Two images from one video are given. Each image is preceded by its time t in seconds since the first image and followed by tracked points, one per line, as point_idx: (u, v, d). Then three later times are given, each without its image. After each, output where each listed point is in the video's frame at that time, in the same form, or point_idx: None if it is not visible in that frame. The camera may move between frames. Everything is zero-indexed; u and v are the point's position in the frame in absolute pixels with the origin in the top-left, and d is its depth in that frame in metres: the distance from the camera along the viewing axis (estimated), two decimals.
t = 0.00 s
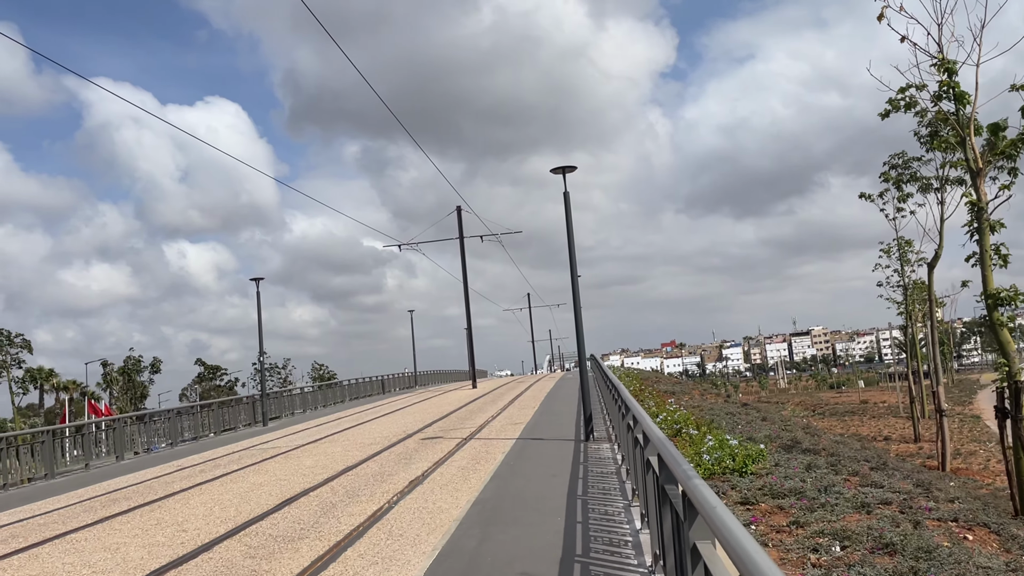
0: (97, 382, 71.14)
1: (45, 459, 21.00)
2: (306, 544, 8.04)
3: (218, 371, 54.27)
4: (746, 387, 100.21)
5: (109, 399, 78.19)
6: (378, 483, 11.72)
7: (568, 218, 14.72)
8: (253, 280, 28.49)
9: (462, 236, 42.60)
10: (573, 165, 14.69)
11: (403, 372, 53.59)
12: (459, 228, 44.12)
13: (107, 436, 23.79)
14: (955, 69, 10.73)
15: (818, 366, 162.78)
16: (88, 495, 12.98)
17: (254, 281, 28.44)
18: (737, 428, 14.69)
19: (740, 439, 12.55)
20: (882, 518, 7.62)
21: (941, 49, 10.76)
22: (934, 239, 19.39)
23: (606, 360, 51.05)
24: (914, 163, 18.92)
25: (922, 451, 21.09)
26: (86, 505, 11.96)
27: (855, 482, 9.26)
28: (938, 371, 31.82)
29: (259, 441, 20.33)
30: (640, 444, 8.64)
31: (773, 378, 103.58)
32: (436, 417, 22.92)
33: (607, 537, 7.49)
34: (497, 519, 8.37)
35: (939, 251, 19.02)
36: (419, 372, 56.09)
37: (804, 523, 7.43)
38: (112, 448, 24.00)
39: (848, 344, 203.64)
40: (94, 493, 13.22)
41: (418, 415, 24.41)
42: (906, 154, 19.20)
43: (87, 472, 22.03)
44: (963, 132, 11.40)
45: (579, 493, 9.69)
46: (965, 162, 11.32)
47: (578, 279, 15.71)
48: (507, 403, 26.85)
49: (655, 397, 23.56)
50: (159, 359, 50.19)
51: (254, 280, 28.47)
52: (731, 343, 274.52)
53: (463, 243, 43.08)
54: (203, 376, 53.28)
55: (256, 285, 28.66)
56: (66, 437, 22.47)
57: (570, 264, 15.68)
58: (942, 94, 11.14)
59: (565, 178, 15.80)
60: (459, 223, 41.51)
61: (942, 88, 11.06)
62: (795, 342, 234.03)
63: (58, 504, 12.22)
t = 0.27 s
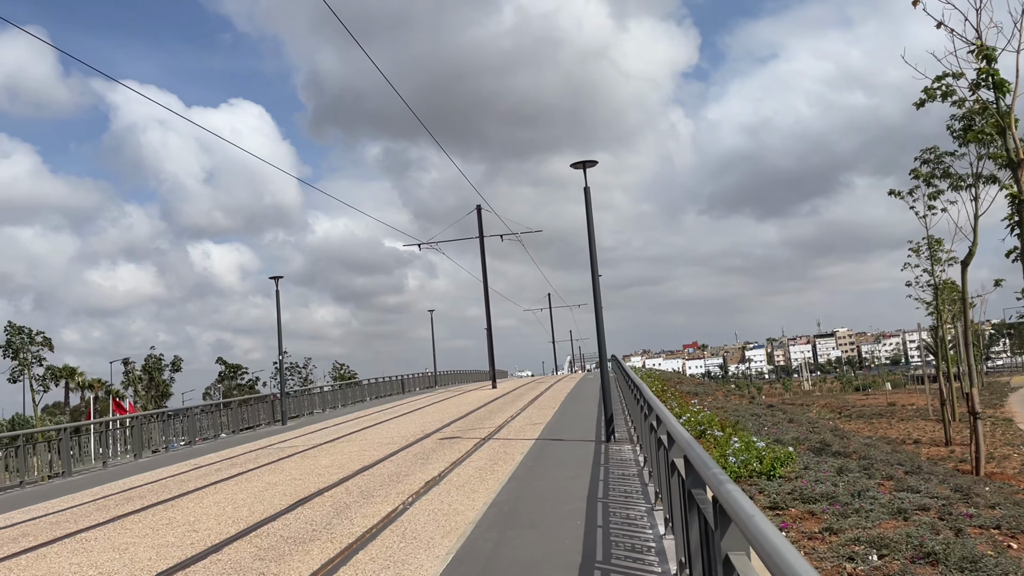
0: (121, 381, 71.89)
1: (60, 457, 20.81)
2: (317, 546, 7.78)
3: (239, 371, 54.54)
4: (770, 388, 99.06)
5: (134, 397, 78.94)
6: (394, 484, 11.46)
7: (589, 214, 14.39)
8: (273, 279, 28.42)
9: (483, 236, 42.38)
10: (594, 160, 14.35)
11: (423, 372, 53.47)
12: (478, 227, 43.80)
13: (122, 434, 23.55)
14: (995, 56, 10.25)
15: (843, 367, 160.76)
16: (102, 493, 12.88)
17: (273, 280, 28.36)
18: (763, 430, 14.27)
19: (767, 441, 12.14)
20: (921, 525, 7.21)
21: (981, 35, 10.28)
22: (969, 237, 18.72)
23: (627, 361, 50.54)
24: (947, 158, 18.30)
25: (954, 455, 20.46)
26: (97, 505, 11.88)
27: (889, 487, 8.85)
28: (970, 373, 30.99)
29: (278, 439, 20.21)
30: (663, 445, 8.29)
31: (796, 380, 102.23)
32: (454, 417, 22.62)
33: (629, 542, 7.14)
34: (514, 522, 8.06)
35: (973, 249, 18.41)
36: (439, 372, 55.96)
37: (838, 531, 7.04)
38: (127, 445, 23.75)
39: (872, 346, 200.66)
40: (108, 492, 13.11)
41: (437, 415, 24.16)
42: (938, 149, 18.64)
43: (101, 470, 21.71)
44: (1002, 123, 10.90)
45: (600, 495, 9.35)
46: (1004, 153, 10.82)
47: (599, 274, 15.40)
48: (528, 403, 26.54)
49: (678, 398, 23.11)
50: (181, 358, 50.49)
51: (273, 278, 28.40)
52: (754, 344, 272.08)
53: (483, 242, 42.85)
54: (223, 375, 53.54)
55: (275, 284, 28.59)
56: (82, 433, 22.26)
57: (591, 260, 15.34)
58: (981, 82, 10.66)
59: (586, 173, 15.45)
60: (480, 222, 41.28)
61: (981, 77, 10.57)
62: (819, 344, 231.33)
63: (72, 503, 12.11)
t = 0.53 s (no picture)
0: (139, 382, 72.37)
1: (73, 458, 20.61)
2: (323, 556, 7.51)
3: (254, 371, 54.65)
4: (789, 389, 98.04)
5: (153, 397, 79.46)
6: (405, 489, 11.18)
7: (605, 212, 14.04)
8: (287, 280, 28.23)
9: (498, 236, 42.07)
10: (611, 156, 13.98)
11: (438, 373, 53.27)
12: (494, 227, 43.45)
13: (135, 436, 23.30)
14: None
15: (863, 368, 158.95)
16: (111, 498, 12.73)
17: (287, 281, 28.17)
18: (786, 434, 13.84)
19: (792, 446, 11.69)
20: (960, 538, 6.79)
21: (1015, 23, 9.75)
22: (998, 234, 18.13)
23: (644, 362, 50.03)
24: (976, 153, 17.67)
25: (982, 458, 19.87)
26: (105, 511, 11.72)
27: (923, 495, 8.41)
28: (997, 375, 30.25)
29: (291, 441, 20.02)
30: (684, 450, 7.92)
31: (816, 381, 101.11)
32: (470, 419, 22.31)
33: (649, 554, 6.78)
34: (528, 531, 7.73)
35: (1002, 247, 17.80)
36: (455, 373, 55.73)
37: (873, 545, 6.63)
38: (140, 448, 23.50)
39: (893, 347, 198.26)
40: (117, 497, 12.95)
41: (453, 417, 23.87)
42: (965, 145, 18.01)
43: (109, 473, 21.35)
44: None
45: (617, 502, 8.99)
46: None
47: (617, 273, 15.04)
48: (544, 405, 26.19)
49: (698, 399, 22.66)
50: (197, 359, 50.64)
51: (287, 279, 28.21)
52: (772, 344, 269.95)
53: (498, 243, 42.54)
54: (239, 376, 53.65)
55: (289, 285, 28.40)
56: (94, 435, 22.02)
57: (608, 258, 14.97)
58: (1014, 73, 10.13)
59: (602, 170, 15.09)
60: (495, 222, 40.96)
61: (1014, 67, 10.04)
62: (839, 345, 229.00)
63: (81, 509, 11.96)
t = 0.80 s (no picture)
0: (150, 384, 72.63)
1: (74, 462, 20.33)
2: (322, 566, 7.26)
3: (262, 373, 54.60)
4: (801, 389, 97.31)
5: (164, 399, 79.62)
6: (410, 494, 10.92)
7: (615, 209, 13.72)
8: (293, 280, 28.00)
9: (506, 235, 41.73)
10: (620, 152, 13.65)
11: (447, 374, 53.01)
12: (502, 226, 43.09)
13: (138, 440, 23.00)
14: None
15: (876, 367, 157.70)
16: (112, 505, 12.57)
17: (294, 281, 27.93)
18: (801, 436, 13.46)
19: (808, 448, 11.34)
20: (988, 547, 6.45)
21: None
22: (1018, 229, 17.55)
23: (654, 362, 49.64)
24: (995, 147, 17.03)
25: (1000, 459, 19.42)
26: (105, 518, 11.54)
27: (946, 501, 8.05)
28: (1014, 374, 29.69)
29: (297, 444, 19.79)
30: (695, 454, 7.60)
31: (828, 380, 100.28)
32: (478, 420, 22.04)
33: (661, 565, 6.45)
34: (535, 539, 7.44)
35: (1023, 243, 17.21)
36: (463, 373, 55.49)
37: (896, 554, 6.30)
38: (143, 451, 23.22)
39: (906, 345, 196.70)
40: (118, 503, 12.77)
41: (461, 418, 23.59)
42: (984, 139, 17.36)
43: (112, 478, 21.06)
44: None
45: (627, 507, 8.67)
46: None
47: (626, 271, 14.73)
48: (553, 405, 25.87)
49: (710, 400, 22.27)
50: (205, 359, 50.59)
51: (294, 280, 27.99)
52: (783, 343, 268.50)
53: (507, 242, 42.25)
54: (246, 378, 53.59)
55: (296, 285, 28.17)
56: (97, 439, 21.73)
57: (617, 255, 14.67)
58: None
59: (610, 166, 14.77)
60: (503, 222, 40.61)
61: None
62: (851, 343, 227.44)
63: (82, 516, 11.81)
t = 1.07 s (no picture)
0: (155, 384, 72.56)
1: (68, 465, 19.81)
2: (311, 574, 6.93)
3: (264, 373, 54.42)
4: (807, 386, 96.75)
5: (169, 399, 79.55)
6: (408, 496, 10.61)
7: (618, 201, 13.38)
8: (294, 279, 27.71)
9: (509, 232, 41.37)
10: (623, 143, 13.30)
11: (451, 373, 52.69)
12: (505, 223, 42.70)
13: (133, 441, 22.49)
14: None
15: (882, 364, 156.83)
16: (105, 509, 12.32)
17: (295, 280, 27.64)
18: (811, 434, 13.08)
19: (820, 448, 10.96)
20: (1015, 552, 6.08)
21: None
22: None
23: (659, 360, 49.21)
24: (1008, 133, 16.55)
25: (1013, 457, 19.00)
26: (96, 522, 11.26)
27: (966, 503, 7.68)
28: None
29: (297, 444, 19.48)
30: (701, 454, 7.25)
31: (835, 376, 99.67)
32: (481, 420, 21.69)
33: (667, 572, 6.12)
34: (535, 546, 7.08)
35: None
36: (467, 372, 55.16)
37: (917, 561, 5.93)
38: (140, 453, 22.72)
39: (913, 341, 195.66)
40: (111, 507, 12.52)
41: (463, 418, 23.24)
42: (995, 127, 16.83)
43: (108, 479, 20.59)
44: None
45: (630, 510, 8.32)
46: None
47: (629, 266, 14.38)
48: (557, 404, 25.54)
49: (716, 398, 21.89)
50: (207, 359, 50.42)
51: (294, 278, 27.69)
52: (789, 340, 267.56)
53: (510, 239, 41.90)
54: (249, 377, 53.37)
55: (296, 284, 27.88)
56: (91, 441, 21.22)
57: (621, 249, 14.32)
58: None
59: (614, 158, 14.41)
60: (507, 219, 40.27)
61: None
62: (857, 340, 226.44)
63: (72, 521, 11.55)
